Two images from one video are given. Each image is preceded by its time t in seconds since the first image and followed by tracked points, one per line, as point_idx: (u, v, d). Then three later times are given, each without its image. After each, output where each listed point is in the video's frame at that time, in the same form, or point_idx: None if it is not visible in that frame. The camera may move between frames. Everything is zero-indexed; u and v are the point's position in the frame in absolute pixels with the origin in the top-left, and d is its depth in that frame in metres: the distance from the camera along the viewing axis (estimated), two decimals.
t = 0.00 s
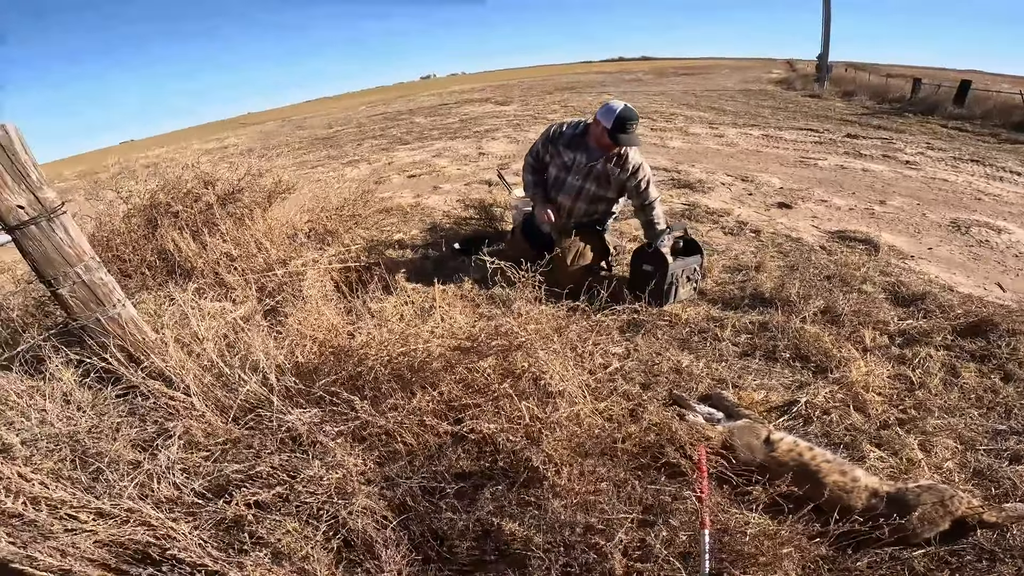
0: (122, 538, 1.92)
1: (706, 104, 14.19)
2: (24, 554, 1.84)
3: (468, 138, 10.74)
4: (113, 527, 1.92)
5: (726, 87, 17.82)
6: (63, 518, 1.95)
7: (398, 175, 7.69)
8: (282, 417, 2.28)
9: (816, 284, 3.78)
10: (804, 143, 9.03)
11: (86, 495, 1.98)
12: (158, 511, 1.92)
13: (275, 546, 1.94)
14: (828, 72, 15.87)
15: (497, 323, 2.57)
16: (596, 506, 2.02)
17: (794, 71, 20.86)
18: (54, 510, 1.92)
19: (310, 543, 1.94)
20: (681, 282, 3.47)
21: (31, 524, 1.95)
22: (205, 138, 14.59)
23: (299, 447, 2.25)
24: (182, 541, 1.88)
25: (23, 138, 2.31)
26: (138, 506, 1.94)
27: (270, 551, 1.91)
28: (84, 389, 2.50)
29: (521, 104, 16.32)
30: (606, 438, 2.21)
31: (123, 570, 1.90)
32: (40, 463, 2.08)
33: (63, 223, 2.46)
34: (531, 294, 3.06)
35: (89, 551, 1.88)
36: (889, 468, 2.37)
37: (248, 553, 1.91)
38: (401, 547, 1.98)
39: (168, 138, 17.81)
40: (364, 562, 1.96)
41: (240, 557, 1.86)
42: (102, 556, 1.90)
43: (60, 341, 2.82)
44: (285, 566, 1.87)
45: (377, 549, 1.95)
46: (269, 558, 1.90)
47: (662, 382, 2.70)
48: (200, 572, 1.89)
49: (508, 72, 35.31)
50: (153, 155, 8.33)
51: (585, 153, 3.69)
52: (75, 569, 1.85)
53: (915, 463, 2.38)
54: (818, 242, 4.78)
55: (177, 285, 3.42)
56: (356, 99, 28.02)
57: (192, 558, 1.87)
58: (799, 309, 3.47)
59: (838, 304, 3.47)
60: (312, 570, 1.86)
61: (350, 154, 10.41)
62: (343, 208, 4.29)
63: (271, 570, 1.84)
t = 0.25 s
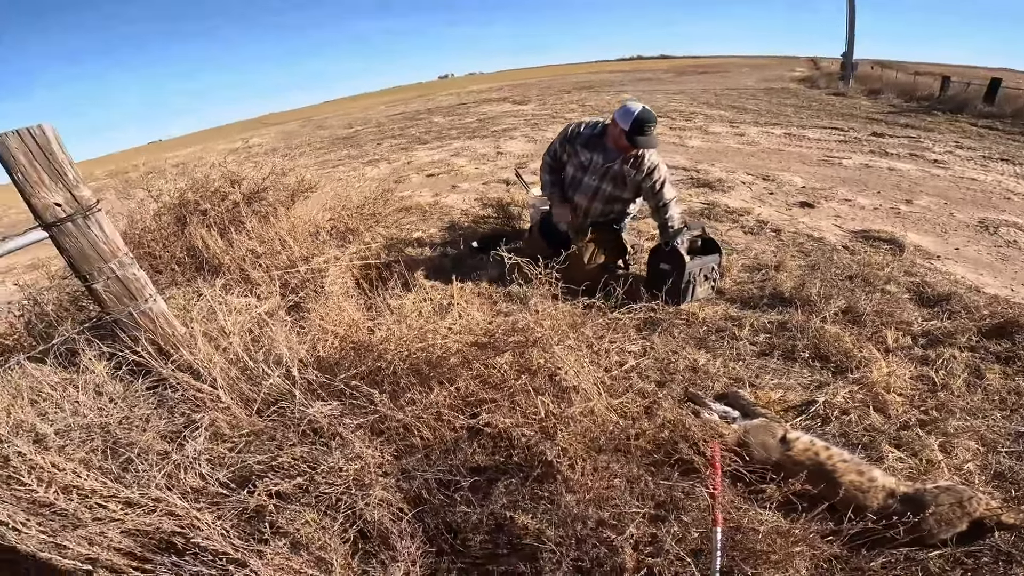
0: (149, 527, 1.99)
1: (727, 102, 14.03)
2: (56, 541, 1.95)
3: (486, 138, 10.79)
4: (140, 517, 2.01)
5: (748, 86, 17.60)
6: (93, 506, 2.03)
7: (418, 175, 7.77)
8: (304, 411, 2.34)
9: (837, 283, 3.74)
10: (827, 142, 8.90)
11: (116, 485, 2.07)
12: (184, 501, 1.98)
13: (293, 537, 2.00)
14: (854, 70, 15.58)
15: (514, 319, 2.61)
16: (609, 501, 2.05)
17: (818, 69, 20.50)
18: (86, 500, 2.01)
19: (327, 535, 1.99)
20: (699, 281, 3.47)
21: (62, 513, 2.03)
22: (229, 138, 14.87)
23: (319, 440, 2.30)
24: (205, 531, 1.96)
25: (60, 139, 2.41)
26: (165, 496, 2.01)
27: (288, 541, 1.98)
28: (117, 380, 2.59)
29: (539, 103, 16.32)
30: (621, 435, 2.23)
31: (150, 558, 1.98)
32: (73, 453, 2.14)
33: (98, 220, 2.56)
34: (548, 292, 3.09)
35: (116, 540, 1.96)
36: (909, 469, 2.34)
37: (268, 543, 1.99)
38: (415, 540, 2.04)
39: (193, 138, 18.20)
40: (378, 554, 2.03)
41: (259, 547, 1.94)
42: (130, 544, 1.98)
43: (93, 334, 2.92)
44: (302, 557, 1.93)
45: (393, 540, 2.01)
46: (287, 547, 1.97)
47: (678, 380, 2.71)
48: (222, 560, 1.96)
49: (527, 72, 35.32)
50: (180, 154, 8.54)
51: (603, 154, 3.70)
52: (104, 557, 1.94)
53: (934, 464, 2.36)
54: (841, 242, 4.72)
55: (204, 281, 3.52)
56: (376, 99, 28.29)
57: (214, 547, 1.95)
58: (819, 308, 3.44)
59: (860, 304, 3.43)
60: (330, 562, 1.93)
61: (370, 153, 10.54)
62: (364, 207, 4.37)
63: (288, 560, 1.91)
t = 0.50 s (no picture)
0: (174, 518, 2.03)
1: (747, 96, 13.84)
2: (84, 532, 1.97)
3: (503, 134, 10.79)
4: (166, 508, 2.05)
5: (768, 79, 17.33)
6: (121, 497, 2.07)
7: (435, 172, 7.81)
8: (323, 405, 2.38)
9: (860, 278, 3.68)
10: (850, 135, 8.74)
11: (143, 477, 2.13)
12: (208, 492, 2.03)
13: (312, 528, 2.02)
14: (878, 62, 15.26)
15: (531, 313, 2.62)
16: (624, 495, 2.05)
17: (841, 62, 20.10)
18: (114, 491, 2.06)
19: (344, 526, 2.01)
20: (717, 276, 3.46)
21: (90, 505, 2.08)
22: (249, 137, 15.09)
23: (338, 433, 2.33)
24: (227, 521, 1.99)
25: (87, 138, 2.48)
26: (190, 487, 2.06)
27: (307, 532, 2.00)
28: (144, 373, 2.66)
29: (556, 100, 16.27)
30: (637, 429, 2.24)
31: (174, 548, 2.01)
32: (102, 445, 2.20)
33: (126, 217, 2.63)
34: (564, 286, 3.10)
35: (142, 530, 1.99)
36: (934, 467, 2.30)
37: (288, 534, 2.02)
38: (431, 532, 2.06)
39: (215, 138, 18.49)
40: (395, 546, 2.04)
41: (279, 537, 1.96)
42: (156, 535, 2.01)
43: (122, 329, 3.01)
44: (321, 547, 1.95)
45: (409, 532, 2.03)
46: (306, 538, 1.99)
47: (696, 375, 2.70)
48: (243, 550, 1.99)
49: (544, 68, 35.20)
50: (203, 153, 8.70)
51: (618, 149, 3.70)
52: (131, 549, 1.96)
53: (959, 462, 2.32)
54: (864, 236, 4.64)
55: (227, 277, 3.59)
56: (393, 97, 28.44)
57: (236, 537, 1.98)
58: (841, 303, 3.39)
59: (883, 299, 3.38)
60: (347, 553, 1.95)
61: (388, 151, 10.61)
62: (382, 203, 4.41)
63: (307, 550, 1.93)
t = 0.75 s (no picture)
0: (164, 526, 1.99)
1: (724, 90, 13.98)
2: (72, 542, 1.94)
3: (483, 132, 10.76)
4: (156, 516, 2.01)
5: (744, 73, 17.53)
6: (109, 507, 2.04)
7: (417, 171, 7.76)
8: (309, 408, 2.35)
9: (838, 266, 3.74)
10: (825, 127, 8.87)
11: (129, 486, 2.09)
12: (196, 499, 1.99)
13: (303, 532, 2.00)
14: (850, 54, 15.51)
15: (516, 309, 2.61)
16: (615, 490, 2.05)
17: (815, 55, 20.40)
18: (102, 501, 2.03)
19: (335, 529, 1.99)
20: (699, 267, 3.48)
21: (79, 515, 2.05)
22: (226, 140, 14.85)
23: (324, 436, 2.31)
24: (217, 528, 1.95)
25: (56, 144, 2.41)
26: (178, 494, 2.03)
27: (299, 537, 1.98)
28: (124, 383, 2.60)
29: (536, 96, 16.27)
30: (625, 422, 2.24)
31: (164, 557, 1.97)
32: (86, 455, 2.15)
33: (99, 224, 2.57)
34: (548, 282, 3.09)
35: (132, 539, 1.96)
36: (917, 452, 2.35)
37: (279, 539, 2.00)
38: (424, 532, 2.05)
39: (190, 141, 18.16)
40: (389, 548, 2.03)
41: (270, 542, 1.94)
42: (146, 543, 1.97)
43: (100, 339, 2.94)
44: (313, 551, 1.94)
45: (401, 533, 2.02)
46: (298, 543, 1.97)
47: (682, 367, 2.72)
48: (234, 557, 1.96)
49: (522, 65, 35.20)
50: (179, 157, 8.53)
51: (598, 143, 3.71)
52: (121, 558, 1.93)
53: (942, 447, 2.37)
54: (841, 225, 4.71)
55: (206, 282, 3.53)
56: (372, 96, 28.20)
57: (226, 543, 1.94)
58: (821, 292, 3.44)
59: (861, 286, 3.44)
60: (340, 556, 1.93)
61: (367, 151, 10.52)
62: (363, 204, 4.37)
63: (299, 555, 1.91)
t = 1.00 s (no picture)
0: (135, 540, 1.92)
1: (681, 82, 14.23)
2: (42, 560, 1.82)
3: (444, 130, 10.69)
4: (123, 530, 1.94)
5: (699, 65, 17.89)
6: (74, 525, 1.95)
7: (378, 171, 7.66)
8: (274, 416, 2.30)
9: (793, 249, 3.87)
10: (777, 115, 9.14)
11: (93, 502, 2.01)
12: (165, 512, 1.94)
13: (278, 541, 1.97)
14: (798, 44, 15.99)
15: (480, 306, 2.61)
16: (587, 482, 2.09)
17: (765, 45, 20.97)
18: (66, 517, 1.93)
19: (310, 536, 1.96)
20: (660, 256, 3.54)
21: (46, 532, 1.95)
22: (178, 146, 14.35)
23: (291, 443, 2.27)
24: (190, 541, 1.91)
25: None
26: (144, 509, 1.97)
27: (274, 546, 1.94)
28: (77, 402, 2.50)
29: (496, 93, 16.25)
30: (593, 415, 2.27)
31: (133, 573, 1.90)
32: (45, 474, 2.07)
33: (39, 238, 2.45)
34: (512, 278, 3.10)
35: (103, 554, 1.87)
36: (876, 431, 2.46)
37: (254, 548, 1.96)
38: (401, 535, 2.04)
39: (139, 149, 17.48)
40: (367, 552, 2.01)
41: (244, 552, 1.91)
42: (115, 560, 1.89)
43: (49, 357, 2.81)
44: (289, 560, 1.91)
45: (377, 537, 2.01)
46: (274, 553, 1.93)
47: (647, 357, 2.78)
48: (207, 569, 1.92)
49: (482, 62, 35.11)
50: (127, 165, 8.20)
51: (555, 136, 3.75)
52: None
53: (900, 425, 2.48)
54: (794, 210, 4.87)
55: (159, 294, 3.41)
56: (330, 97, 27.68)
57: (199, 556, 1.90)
58: (778, 275, 3.55)
59: (815, 269, 3.56)
60: (316, 563, 1.90)
61: (326, 153, 10.32)
62: (322, 206, 4.29)
63: (275, 564, 1.88)
